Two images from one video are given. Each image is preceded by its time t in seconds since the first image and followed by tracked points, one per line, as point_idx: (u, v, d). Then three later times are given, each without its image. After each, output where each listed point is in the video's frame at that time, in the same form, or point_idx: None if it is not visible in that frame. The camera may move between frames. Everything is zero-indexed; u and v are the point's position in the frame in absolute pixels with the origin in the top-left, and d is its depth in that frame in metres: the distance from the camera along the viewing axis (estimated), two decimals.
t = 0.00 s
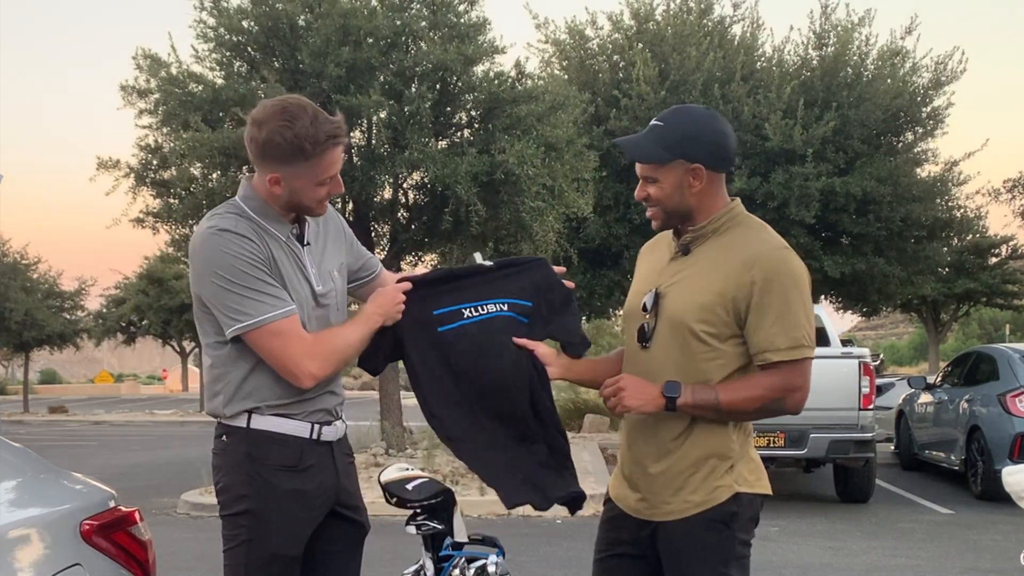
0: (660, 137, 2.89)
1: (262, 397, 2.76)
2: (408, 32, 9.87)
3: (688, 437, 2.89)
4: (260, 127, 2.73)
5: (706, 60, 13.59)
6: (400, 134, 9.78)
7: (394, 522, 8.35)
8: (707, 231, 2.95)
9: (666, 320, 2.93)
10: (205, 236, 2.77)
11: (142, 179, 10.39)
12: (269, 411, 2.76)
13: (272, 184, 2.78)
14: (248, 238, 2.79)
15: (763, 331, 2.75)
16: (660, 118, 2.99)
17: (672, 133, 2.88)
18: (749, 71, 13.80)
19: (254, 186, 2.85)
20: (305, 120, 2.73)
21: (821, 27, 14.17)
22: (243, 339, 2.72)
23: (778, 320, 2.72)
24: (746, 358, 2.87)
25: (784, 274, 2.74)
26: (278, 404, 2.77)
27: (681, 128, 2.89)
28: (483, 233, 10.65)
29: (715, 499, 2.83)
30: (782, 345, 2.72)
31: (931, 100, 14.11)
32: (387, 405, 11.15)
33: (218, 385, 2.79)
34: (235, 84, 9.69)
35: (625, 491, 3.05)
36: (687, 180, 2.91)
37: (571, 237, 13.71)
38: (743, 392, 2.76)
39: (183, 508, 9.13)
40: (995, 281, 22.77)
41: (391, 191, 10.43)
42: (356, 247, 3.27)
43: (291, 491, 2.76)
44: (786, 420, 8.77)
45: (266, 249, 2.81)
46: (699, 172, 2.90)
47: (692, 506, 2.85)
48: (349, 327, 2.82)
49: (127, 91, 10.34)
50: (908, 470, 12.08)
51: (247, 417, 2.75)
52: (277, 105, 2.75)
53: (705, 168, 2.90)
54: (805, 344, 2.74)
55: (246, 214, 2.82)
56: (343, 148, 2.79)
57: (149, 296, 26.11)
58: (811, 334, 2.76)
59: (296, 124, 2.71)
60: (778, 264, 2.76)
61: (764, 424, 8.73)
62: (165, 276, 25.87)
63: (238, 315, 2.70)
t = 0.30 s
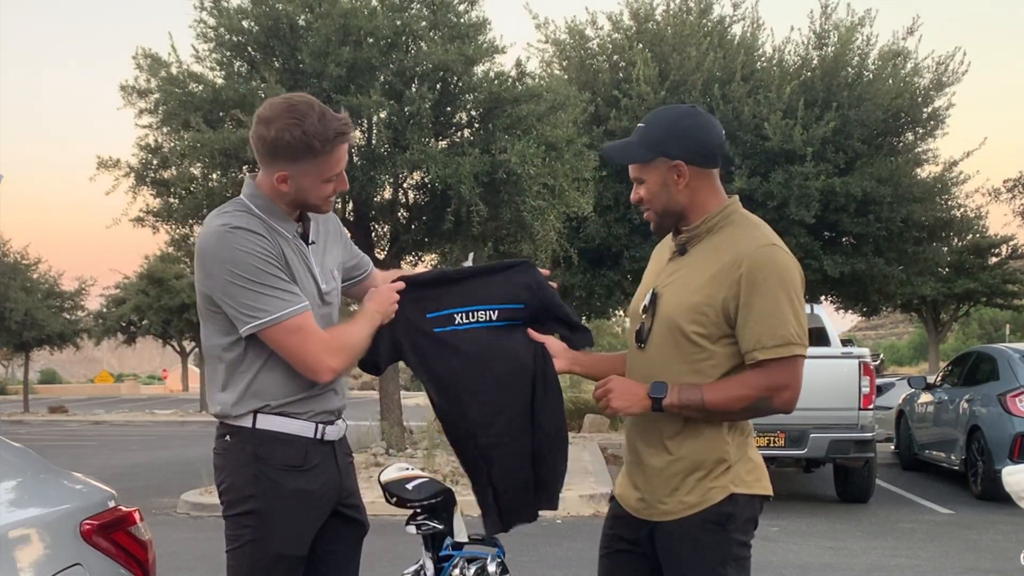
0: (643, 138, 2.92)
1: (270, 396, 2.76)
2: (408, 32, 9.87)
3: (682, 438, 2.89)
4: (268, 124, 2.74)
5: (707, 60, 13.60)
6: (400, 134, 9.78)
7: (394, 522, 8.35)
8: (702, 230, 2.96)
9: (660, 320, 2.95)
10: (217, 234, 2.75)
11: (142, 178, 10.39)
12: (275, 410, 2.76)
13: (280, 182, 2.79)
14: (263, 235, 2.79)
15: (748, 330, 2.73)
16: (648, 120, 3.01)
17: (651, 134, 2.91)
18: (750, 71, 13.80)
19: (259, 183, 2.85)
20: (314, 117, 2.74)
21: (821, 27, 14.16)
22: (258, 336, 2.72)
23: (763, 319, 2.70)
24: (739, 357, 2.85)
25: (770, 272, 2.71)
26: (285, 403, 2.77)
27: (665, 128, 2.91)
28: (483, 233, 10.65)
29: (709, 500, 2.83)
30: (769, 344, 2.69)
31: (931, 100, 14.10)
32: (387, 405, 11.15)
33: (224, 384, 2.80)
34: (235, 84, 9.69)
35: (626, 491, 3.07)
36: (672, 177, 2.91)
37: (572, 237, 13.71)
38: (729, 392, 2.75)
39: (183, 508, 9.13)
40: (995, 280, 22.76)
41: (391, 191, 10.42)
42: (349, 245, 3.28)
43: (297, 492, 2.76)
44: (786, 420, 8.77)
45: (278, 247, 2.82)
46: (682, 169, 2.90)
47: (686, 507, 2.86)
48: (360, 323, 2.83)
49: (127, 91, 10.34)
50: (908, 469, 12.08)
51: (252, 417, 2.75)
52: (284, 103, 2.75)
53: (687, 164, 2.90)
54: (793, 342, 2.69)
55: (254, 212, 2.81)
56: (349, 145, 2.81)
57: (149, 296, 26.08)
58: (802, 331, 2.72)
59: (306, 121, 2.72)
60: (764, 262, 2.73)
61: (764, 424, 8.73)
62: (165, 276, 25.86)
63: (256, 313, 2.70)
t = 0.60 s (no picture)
0: (638, 139, 2.94)
1: (276, 393, 2.76)
2: (408, 32, 9.86)
3: (682, 438, 2.89)
4: (282, 124, 2.75)
5: (707, 60, 13.60)
6: (401, 134, 9.77)
7: (394, 522, 8.35)
8: (700, 230, 2.96)
9: (659, 319, 2.95)
10: (230, 235, 2.74)
11: (142, 178, 10.38)
12: (283, 408, 2.77)
13: (291, 183, 2.80)
14: (275, 236, 2.79)
15: (741, 329, 2.72)
16: (645, 121, 3.02)
17: (645, 135, 2.92)
18: (750, 71, 13.79)
19: (266, 183, 2.85)
20: (326, 118, 2.76)
21: (821, 27, 14.15)
22: (273, 337, 2.71)
23: (753, 317, 2.69)
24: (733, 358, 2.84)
25: (762, 271, 2.71)
26: (292, 402, 2.77)
27: (661, 128, 2.92)
28: (484, 232, 10.66)
29: (712, 500, 2.83)
30: (760, 341, 2.68)
31: (931, 100, 14.10)
32: (387, 405, 11.16)
33: (227, 384, 2.79)
34: (235, 85, 9.68)
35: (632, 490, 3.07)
36: (666, 175, 2.91)
37: (572, 237, 13.73)
38: (721, 390, 2.74)
39: (183, 508, 9.13)
40: (995, 280, 22.78)
41: (391, 191, 10.40)
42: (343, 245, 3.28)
43: (306, 490, 2.77)
44: (786, 420, 8.77)
45: (288, 248, 2.82)
46: (675, 167, 2.90)
47: (689, 508, 2.86)
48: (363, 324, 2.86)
49: (127, 91, 10.33)
50: (908, 469, 12.08)
51: (261, 417, 2.75)
52: (300, 104, 2.77)
53: (680, 162, 2.90)
54: (786, 339, 2.68)
55: (262, 213, 2.81)
56: (360, 147, 2.83)
57: (149, 296, 26.06)
58: (795, 329, 2.71)
59: (321, 123, 2.74)
60: (756, 261, 2.73)
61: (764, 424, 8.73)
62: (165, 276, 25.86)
63: (272, 313, 2.70)
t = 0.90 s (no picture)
0: (636, 139, 2.93)
1: (279, 391, 2.76)
2: (408, 32, 9.85)
3: (687, 438, 2.89)
4: (282, 120, 2.75)
5: (706, 60, 13.60)
6: (401, 134, 9.77)
7: (394, 522, 8.35)
8: (702, 230, 2.95)
9: (664, 320, 2.95)
10: (237, 231, 2.74)
11: (142, 178, 10.37)
12: (285, 406, 2.77)
13: (293, 179, 2.80)
14: (282, 232, 2.79)
15: (748, 328, 2.72)
16: (643, 121, 3.02)
17: (644, 135, 2.92)
18: (749, 71, 13.80)
19: (267, 181, 2.85)
20: (327, 114, 2.77)
21: (821, 27, 14.15)
22: (280, 334, 2.71)
23: (760, 315, 2.69)
24: (739, 357, 2.84)
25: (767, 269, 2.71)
26: (295, 401, 2.78)
27: (657, 128, 2.92)
28: (483, 232, 10.67)
29: (716, 500, 2.83)
30: (768, 340, 2.68)
31: (931, 100, 14.09)
32: (387, 404, 11.16)
33: (229, 381, 2.78)
34: (235, 84, 9.68)
35: (636, 490, 3.07)
36: (666, 176, 2.91)
37: (571, 237, 13.73)
38: (728, 389, 2.74)
39: (184, 508, 9.13)
40: (995, 280, 22.78)
41: (391, 191, 10.38)
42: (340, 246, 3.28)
43: (306, 491, 2.76)
44: (786, 420, 8.78)
45: (294, 246, 2.82)
46: (674, 168, 2.90)
47: (694, 508, 2.86)
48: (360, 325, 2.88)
49: (127, 91, 10.33)
50: (908, 469, 12.08)
51: (262, 416, 2.75)
52: (300, 101, 2.78)
53: (680, 162, 2.90)
54: (794, 337, 2.69)
55: (266, 210, 2.81)
56: (359, 141, 2.84)
57: (149, 295, 26.05)
58: (802, 326, 2.71)
59: (322, 118, 2.76)
60: (761, 259, 2.73)
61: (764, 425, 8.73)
62: (166, 276, 25.86)
63: (280, 309, 2.70)
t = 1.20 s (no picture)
0: (638, 139, 2.93)
1: (279, 391, 2.76)
2: (408, 32, 9.86)
3: (687, 438, 2.89)
4: (278, 118, 2.76)
5: (706, 60, 13.60)
6: (401, 134, 9.77)
7: (394, 522, 8.35)
8: (703, 229, 2.95)
9: (666, 320, 2.95)
10: (236, 234, 2.74)
11: (142, 178, 10.36)
12: (285, 407, 2.76)
13: (292, 175, 2.81)
14: (280, 235, 2.80)
15: (750, 327, 2.72)
16: (644, 122, 3.02)
17: (646, 134, 2.92)
18: (749, 71, 13.81)
19: (267, 182, 2.85)
20: (323, 111, 2.78)
21: (821, 27, 14.16)
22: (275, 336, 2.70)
23: (763, 314, 2.69)
24: (740, 356, 2.84)
25: (769, 267, 2.71)
26: (296, 402, 2.77)
27: (658, 128, 2.92)
28: (483, 232, 10.67)
29: (714, 501, 2.83)
30: (770, 339, 2.69)
31: (931, 100, 14.10)
32: (386, 404, 11.16)
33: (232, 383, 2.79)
34: (235, 85, 9.69)
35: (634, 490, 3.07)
36: (668, 175, 2.91)
37: (571, 237, 13.74)
38: (730, 389, 2.74)
39: (184, 508, 9.13)
40: (995, 280, 22.79)
41: (391, 191, 10.36)
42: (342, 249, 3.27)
43: (306, 491, 2.76)
44: (786, 420, 8.78)
45: (294, 248, 2.83)
46: (677, 167, 2.90)
47: (692, 508, 2.86)
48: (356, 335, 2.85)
49: (127, 91, 10.33)
50: (908, 469, 12.08)
51: (263, 417, 2.75)
52: (298, 98, 2.80)
53: (682, 162, 2.90)
54: (795, 336, 2.69)
55: (265, 212, 2.81)
56: (358, 139, 2.85)
57: (149, 296, 26.04)
58: (804, 325, 2.71)
59: (318, 115, 2.77)
60: (763, 258, 2.73)
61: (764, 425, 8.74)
62: (165, 276, 25.85)
63: (277, 312, 2.69)
